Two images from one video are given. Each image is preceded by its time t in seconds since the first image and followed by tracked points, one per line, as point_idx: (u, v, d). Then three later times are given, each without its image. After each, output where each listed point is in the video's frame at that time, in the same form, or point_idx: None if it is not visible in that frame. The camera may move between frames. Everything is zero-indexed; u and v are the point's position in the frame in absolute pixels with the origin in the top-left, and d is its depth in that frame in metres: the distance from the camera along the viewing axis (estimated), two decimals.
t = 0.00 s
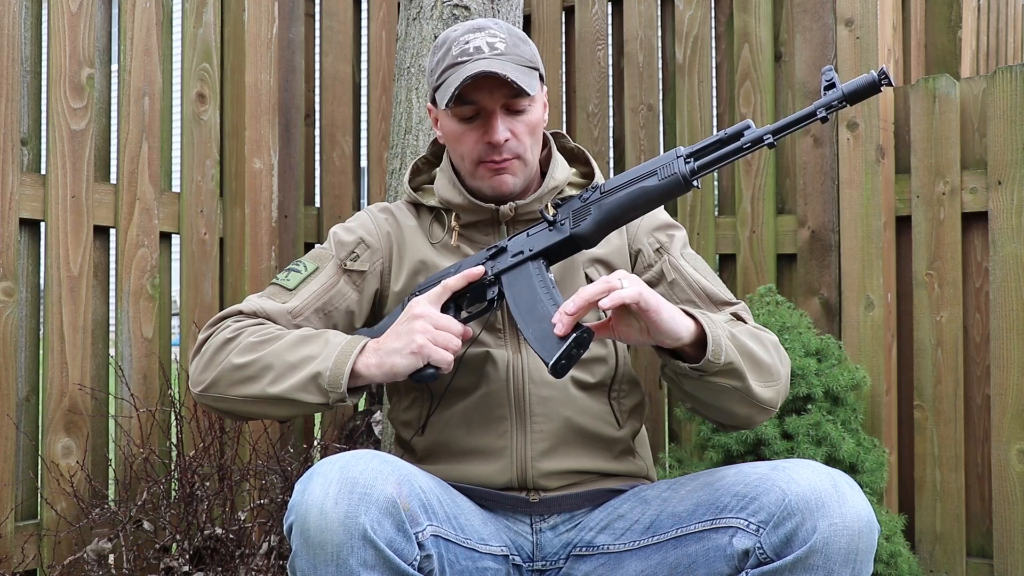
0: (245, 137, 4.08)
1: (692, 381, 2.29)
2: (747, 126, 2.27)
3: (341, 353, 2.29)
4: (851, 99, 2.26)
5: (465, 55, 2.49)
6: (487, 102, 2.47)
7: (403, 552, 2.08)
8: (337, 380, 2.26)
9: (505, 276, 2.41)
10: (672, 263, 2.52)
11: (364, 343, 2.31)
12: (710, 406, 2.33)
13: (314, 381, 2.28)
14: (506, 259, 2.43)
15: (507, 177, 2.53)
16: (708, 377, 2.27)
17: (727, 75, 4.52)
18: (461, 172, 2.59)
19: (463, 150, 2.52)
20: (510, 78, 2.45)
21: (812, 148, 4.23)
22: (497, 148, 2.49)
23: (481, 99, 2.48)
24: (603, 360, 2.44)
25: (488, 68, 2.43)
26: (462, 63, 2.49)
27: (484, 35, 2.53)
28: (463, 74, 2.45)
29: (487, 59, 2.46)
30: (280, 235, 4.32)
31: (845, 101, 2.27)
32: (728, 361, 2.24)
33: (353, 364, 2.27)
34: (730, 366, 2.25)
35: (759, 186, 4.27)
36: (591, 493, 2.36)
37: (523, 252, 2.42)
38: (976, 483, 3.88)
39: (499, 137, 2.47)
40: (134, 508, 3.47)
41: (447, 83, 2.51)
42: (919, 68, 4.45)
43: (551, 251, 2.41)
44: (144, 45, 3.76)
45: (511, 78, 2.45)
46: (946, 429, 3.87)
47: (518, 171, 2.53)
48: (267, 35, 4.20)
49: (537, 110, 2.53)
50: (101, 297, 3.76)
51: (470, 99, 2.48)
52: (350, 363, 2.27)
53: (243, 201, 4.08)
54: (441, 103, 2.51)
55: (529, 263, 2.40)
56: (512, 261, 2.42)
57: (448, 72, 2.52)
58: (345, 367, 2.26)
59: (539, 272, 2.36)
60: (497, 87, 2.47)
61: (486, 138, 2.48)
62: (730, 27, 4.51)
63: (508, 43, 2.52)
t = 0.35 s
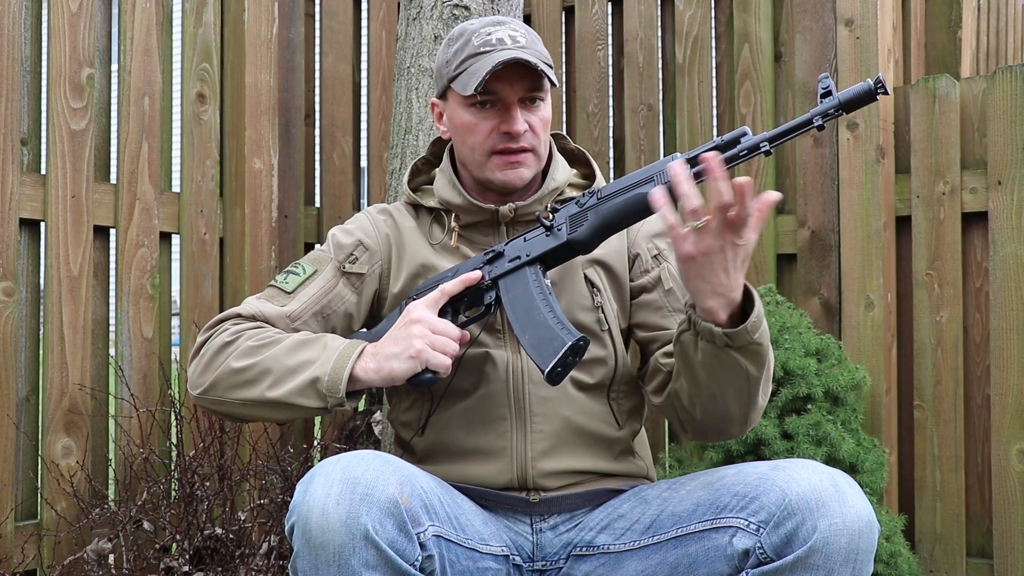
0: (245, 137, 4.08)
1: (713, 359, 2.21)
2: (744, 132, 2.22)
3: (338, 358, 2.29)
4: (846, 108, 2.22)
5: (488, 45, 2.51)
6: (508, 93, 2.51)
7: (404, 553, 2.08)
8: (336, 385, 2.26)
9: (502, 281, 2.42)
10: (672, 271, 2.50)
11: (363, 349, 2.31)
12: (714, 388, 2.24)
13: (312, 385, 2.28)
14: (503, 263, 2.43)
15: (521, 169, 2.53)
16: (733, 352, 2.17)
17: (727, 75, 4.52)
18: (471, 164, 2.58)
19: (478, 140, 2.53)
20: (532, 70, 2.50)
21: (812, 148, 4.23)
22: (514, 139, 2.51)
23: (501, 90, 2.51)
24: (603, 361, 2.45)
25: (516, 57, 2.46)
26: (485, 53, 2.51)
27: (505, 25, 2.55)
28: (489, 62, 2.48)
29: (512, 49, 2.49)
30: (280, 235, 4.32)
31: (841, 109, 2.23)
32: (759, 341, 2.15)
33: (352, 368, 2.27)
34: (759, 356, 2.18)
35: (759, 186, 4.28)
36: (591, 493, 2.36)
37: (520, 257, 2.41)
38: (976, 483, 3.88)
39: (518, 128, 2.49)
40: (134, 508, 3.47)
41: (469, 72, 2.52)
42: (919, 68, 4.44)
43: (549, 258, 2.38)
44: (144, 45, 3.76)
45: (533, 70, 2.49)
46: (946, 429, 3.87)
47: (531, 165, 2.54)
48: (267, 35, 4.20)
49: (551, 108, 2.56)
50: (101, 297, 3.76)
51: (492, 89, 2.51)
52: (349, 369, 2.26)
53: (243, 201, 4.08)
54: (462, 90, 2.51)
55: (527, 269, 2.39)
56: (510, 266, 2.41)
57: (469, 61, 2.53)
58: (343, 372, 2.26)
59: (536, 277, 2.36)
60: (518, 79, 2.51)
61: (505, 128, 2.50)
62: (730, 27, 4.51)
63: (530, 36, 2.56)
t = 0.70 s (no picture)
0: (245, 137, 4.08)
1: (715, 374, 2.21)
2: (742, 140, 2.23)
3: (336, 362, 2.29)
4: (843, 118, 2.24)
5: (483, 52, 2.52)
6: (501, 101, 2.50)
7: (403, 552, 2.08)
8: (334, 389, 2.26)
9: (499, 286, 2.41)
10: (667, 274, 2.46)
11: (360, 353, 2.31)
12: (710, 402, 2.25)
13: (309, 390, 2.28)
14: (501, 269, 2.43)
15: (512, 177, 2.53)
16: (728, 366, 2.19)
17: (727, 75, 4.52)
18: (465, 169, 2.58)
19: (469, 147, 2.53)
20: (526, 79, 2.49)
21: (812, 148, 4.23)
22: (505, 149, 2.50)
23: (495, 100, 2.51)
24: (603, 361, 2.45)
25: (508, 68, 2.46)
26: (481, 61, 2.51)
27: (505, 34, 2.56)
28: (481, 72, 2.48)
29: (505, 58, 2.49)
30: (280, 235, 4.32)
31: (838, 118, 2.25)
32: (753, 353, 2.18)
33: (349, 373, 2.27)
34: (754, 368, 2.20)
35: (759, 186, 4.28)
36: (590, 492, 2.36)
37: (518, 263, 2.41)
38: (976, 484, 3.88)
39: (508, 137, 2.49)
40: (134, 508, 3.47)
41: (464, 79, 2.52)
42: (919, 68, 4.44)
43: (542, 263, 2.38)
44: (144, 45, 3.77)
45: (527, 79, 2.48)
46: (946, 429, 3.87)
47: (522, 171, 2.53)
48: (267, 35, 4.20)
49: (548, 115, 2.55)
50: (101, 297, 3.76)
51: (484, 97, 2.51)
52: (346, 374, 2.27)
53: (243, 201, 4.08)
54: (454, 98, 2.52)
55: (524, 274, 2.39)
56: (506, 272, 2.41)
57: (464, 67, 2.54)
58: (341, 376, 2.26)
59: (532, 282, 2.36)
60: (512, 88, 2.50)
61: (496, 137, 2.50)
62: (730, 27, 4.51)
63: (529, 46, 2.56)
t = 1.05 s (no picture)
0: (245, 137, 4.08)
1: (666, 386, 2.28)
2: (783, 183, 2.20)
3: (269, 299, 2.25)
4: (894, 176, 2.18)
5: (501, 55, 2.51)
6: (513, 105, 2.50)
7: (401, 551, 2.08)
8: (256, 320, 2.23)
9: (514, 311, 2.33)
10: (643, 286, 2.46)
11: (299, 302, 2.24)
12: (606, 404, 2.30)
13: (237, 319, 2.27)
14: (518, 293, 2.32)
15: (515, 182, 2.54)
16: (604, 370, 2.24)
17: (727, 75, 4.52)
18: (469, 167, 2.59)
19: (477, 147, 2.53)
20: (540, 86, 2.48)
21: (812, 148, 4.23)
22: (512, 153, 2.52)
23: (507, 103, 2.51)
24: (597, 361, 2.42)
25: (525, 74, 2.46)
26: (498, 64, 2.50)
27: (524, 38, 2.55)
28: (497, 75, 2.47)
29: (522, 64, 2.49)
30: (280, 235, 4.32)
31: (891, 177, 2.19)
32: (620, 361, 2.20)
33: (295, 341, 2.20)
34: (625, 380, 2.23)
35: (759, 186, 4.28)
36: (588, 491, 2.36)
37: (534, 289, 2.30)
38: (976, 484, 3.88)
39: (516, 143, 2.50)
40: (134, 508, 3.47)
41: (478, 79, 2.52)
42: (919, 68, 4.44)
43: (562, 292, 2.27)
44: (144, 45, 3.77)
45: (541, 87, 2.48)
46: (946, 429, 3.87)
47: (525, 177, 2.55)
48: (267, 35, 4.20)
49: (557, 123, 2.56)
50: (101, 297, 3.76)
51: (497, 99, 2.51)
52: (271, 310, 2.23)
53: (243, 202, 4.08)
54: (467, 97, 2.52)
55: (547, 302, 2.29)
56: (523, 296, 2.31)
57: (480, 67, 2.53)
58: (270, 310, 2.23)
59: (560, 319, 2.26)
60: (526, 93, 2.50)
61: (504, 141, 2.51)
62: (730, 27, 4.51)
63: (546, 53, 2.56)
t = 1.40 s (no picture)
0: (245, 137, 4.08)
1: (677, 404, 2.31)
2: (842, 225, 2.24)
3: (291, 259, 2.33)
4: (948, 235, 2.23)
5: (526, 55, 2.51)
6: (535, 105, 2.51)
7: (402, 551, 2.08)
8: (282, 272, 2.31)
9: (548, 319, 2.31)
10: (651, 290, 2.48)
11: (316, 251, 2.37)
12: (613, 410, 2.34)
13: (264, 282, 2.33)
14: (556, 302, 2.30)
15: (533, 183, 2.55)
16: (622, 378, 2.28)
17: (727, 75, 4.52)
18: (488, 165, 2.59)
19: (497, 146, 2.54)
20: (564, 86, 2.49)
21: (812, 148, 4.24)
22: (532, 154, 2.52)
23: (530, 103, 2.51)
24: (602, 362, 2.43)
25: (549, 75, 2.46)
26: (522, 64, 2.50)
27: (552, 38, 2.55)
28: (520, 74, 2.47)
29: (547, 64, 2.49)
30: (280, 235, 4.32)
31: (946, 234, 2.22)
32: (643, 371, 2.25)
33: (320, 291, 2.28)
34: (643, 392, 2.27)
35: (759, 186, 4.28)
36: (590, 492, 2.36)
37: (573, 300, 2.29)
38: (976, 484, 3.88)
39: (537, 144, 2.51)
40: (134, 508, 3.47)
41: (501, 78, 2.52)
42: (919, 68, 4.44)
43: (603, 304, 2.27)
44: (144, 45, 3.76)
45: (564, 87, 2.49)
46: (946, 428, 3.87)
47: (544, 178, 2.55)
48: (267, 35, 4.20)
49: (579, 125, 2.56)
50: (101, 297, 3.76)
51: (519, 99, 2.51)
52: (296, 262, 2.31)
53: (243, 201, 4.08)
54: (490, 95, 2.52)
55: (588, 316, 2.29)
56: (560, 305, 2.30)
57: (504, 66, 2.53)
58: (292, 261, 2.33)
59: (597, 332, 2.28)
60: (549, 94, 2.50)
61: (526, 141, 2.51)
62: (730, 27, 4.51)
63: (572, 55, 2.56)
